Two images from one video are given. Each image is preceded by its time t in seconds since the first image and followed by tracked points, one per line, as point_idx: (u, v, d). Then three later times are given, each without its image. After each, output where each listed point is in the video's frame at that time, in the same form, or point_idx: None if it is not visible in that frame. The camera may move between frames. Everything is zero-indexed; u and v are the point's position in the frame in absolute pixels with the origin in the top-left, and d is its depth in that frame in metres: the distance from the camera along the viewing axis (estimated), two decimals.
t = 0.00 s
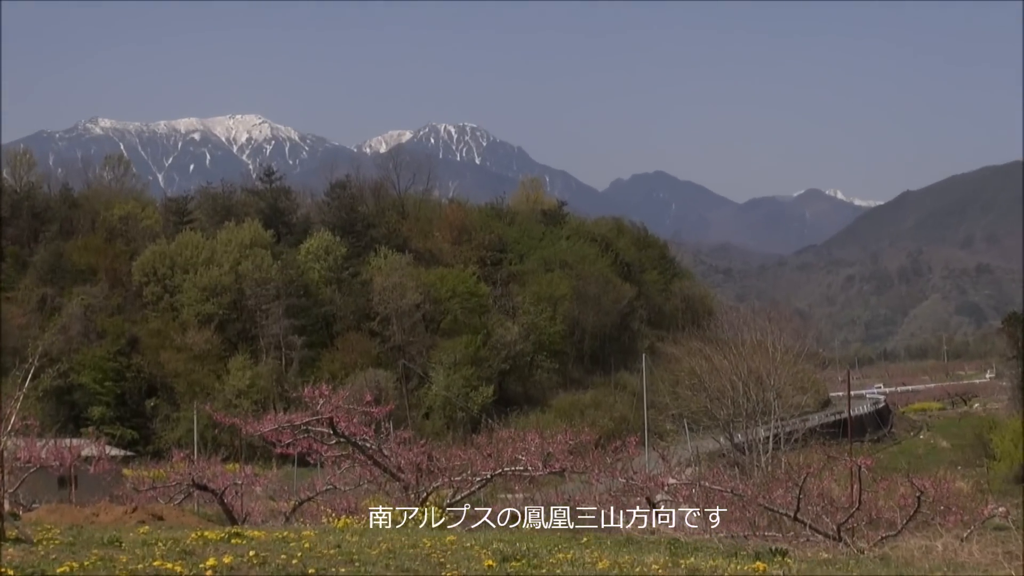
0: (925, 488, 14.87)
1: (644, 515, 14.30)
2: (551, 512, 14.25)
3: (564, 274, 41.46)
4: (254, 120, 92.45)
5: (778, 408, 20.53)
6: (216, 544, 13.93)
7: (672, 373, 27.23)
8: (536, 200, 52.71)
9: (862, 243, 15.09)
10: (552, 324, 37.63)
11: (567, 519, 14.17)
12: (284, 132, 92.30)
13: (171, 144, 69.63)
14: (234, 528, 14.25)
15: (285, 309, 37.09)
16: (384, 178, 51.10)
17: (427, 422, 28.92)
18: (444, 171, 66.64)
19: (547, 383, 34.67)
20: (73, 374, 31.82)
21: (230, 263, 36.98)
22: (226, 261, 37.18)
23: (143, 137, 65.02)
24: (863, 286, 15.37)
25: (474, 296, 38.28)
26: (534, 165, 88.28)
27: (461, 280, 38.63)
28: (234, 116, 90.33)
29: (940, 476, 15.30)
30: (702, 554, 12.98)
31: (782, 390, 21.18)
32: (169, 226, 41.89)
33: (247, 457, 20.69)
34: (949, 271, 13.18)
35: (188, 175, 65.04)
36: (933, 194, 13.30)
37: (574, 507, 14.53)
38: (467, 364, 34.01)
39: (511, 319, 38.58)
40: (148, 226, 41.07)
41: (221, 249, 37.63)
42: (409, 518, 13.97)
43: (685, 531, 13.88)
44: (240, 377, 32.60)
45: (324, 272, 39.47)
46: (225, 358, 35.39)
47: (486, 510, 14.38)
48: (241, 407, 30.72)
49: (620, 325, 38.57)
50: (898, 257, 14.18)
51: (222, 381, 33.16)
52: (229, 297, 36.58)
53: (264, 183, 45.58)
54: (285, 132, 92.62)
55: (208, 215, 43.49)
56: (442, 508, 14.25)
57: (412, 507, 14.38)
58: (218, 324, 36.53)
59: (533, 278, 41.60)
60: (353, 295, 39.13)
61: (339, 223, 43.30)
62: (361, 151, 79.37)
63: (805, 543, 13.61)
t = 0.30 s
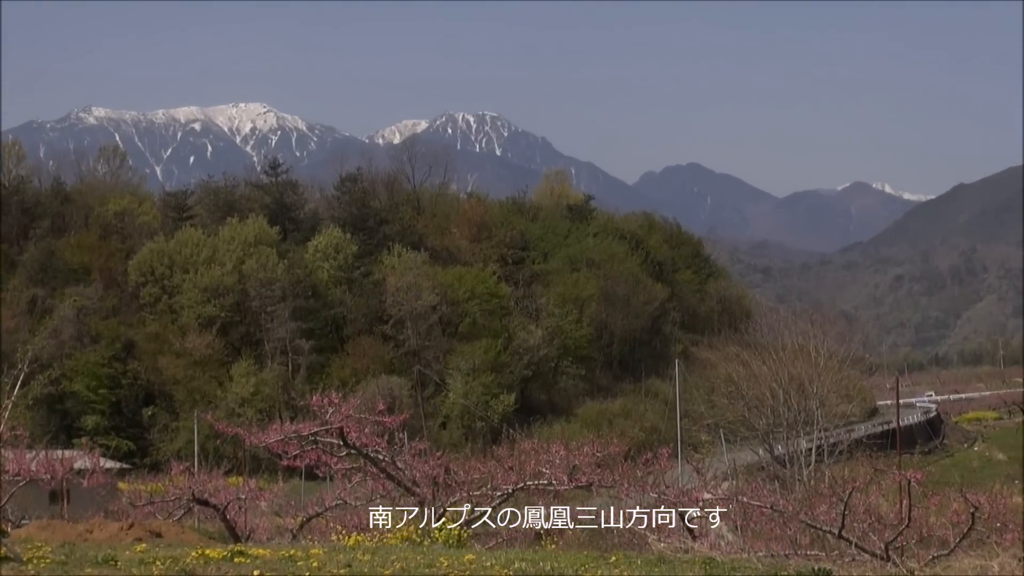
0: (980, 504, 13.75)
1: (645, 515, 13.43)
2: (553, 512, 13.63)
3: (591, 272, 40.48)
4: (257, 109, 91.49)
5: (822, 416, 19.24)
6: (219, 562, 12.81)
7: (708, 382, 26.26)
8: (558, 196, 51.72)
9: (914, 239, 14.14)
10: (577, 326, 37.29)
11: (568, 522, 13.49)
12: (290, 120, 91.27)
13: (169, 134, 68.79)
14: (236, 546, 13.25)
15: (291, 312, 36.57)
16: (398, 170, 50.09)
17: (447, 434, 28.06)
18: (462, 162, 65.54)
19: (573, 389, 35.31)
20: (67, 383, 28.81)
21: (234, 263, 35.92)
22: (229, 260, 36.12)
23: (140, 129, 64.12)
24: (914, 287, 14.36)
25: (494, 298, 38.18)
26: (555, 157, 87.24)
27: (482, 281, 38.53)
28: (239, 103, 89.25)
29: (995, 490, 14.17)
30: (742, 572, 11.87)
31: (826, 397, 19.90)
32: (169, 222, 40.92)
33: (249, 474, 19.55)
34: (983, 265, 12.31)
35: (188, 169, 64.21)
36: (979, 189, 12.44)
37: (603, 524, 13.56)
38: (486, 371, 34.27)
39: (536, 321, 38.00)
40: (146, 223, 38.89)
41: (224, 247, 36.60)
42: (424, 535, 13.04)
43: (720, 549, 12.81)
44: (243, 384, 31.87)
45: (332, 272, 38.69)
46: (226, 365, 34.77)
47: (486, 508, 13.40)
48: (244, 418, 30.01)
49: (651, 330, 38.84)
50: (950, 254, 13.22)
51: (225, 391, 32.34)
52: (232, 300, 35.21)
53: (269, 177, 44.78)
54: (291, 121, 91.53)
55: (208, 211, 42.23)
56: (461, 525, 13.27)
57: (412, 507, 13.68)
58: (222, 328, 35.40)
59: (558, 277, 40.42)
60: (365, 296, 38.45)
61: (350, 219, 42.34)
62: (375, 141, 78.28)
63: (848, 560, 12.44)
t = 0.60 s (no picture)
0: None
1: (645, 515, 13.04)
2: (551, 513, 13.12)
3: (618, 270, 39.95)
4: (271, 101, 90.96)
5: (858, 422, 18.52)
6: (231, 571, 12.27)
7: (740, 384, 25.77)
8: (583, 190, 51.16)
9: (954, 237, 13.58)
10: (607, 329, 36.47)
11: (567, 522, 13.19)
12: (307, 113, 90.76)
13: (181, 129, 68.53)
14: (250, 555, 12.69)
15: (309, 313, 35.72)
16: (417, 166, 49.54)
17: (469, 438, 27.52)
18: (483, 157, 65.00)
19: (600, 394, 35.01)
20: (76, 385, 30.51)
21: (247, 262, 35.67)
22: (243, 259, 35.87)
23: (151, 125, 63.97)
24: (954, 286, 13.86)
25: (518, 297, 37.13)
26: (580, 153, 86.57)
27: (505, 279, 37.45)
28: (253, 96, 88.77)
29: None
30: None
31: (862, 402, 19.19)
32: (181, 219, 40.70)
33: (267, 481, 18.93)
34: (1009, 267, 11.98)
35: (202, 163, 63.92)
36: (1018, 182, 11.85)
37: (629, 532, 13.03)
38: (509, 374, 32.98)
39: (561, 321, 37.21)
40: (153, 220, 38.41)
41: (237, 245, 36.22)
42: (444, 547, 12.64)
43: (751, 560, 12.18)
44: (257, 387, 31.26)
45: (352, 271, 38.16)
46: (239, 367, 34.21)
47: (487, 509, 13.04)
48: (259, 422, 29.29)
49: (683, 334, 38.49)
50: (993, 253, 12.59)
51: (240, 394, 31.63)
52: (245, 301, 35.17)
53: (282, 171, 44.48)
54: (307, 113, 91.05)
55: (221, 208, 42.22)
56: (482, 536, 12.79)
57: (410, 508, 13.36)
58: (234, 329, 35.31)
59: (582, 277, 39.62)
60: (385, 297, 37.49)
61: (367, 216, 41.79)
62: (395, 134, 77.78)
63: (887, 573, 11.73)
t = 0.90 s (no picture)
0: None
1: (646, 515, 13.25)
2: (552, 513, 13.09)
3: (644, 270, 39.91)
4: (297, 102, 91.35)
5: (885, 420, 18.47)
6: (256, 570, 12.21)
7: (765, 383, 25.78)
8: (609, 190, 51.09)
9: (979, 235, 13.48)
10: (632, 328, 36.40)
11: (569, 521, 13.24)
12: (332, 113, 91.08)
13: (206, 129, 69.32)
14: (276, 555, 12.59)
15: (337, 314, 36.00)
16: (442, 166, 49.65)
17: (493, 436, 27.52)
18: (508, 156, 65.03)
19: (625, 393, 34.15)
20: (102, 386, 30.92)
21: (272, 262, 36.09)
22: (267, 258, 36.41)
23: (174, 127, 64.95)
24: (981, 284, 13.73)
25: (542, 297, 37.02)
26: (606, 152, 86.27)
27: (530, 279, 37.38)
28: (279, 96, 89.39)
29: None
30: None
31: (890, 401, 19.17)
32: (206, 221, 41.12)
33: (291, 481, 19.03)
34: None
35: (226, 163, 64.45)
36: None
37: (654, 531, 13.03)
38: (532, 374, 32.68)
39: (587, 321, 37.16)
40: (180, 220, 40.03)
41: (262, 245, 36.85)
42: (471, 547, 12.63)
43: (777, 560, 12.12)
44: (283, 387, 31.13)
45: (376, 270, 38.18)
46: (265, 367, 34.07)
47: (487, 509, 13.05)
48: (286, 421, 29.16)
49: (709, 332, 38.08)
50: (1018, 252, 12.47)
51: (265, 394, 31.59)
52: (271, 301, 35.45)
53: (308, 171, 44.67)
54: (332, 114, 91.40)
55: (247, 208, 42.49)
56: (507, 535, 12.79)
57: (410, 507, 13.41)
58: (260, 328, 35.35)
59: (608, 277, 39.49)
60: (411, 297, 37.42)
61: (392, 216, 41.85)
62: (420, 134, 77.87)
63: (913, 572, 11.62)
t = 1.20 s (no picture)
0: None
1: (645, 515, 13.41)
2: (553, 511, 12.97)
3: (671, 270, 39.83)
4: (323, 102, 91.68)
5: (913, 421, 19.06)
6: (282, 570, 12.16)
7: (792, 383, 25.81)
8: (636, 189, 50.95)
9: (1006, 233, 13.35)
10: (658, 328, 36.34)
11: (568, 520, 12.85)
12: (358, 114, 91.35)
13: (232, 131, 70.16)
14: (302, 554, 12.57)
15: (364, 312, 35.93)
16: (468, 166, 49.65)
17: (518, 435, 27.47)
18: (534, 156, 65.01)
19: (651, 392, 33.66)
20: (130, 386, 31.36)
21: (298, 262, 36.54)
22: (292, 258, 36.80)
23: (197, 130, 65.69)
24: (1009, 283, 13.57)
25: (569, 296, 36.82)
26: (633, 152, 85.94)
27: (556, 278, 37.21)
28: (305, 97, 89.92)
29: None
30: None
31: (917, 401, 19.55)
32: (232, 220, 41.41)
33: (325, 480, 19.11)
34: None
35: (251, 163, 64.96)
36: None
37: (682, 531, 13.00)
38: (559, 374, 32.14)
39: (613, 321, 37.11)
40: (206, 221, 40.43)
41: (288, 244, 37.37)
42: (497, 547, 12.61)
43: (805, 560, 12.04)
44: (310, 388, 31.05)
45: (402, 271, 38.16)
46: (292, 367, 34.12)
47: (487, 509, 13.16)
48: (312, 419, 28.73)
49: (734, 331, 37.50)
50: None
51: (291, 394, 31.61)
52: (297, 301, 35.70)
53: (335, 170, 44.76)
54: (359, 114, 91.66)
55: (273, 208, 42.62)
56: (535, 534, 12.79)
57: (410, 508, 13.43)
58: (286, 328, 35.58)
59: (634, 277, 39.48)
60: (436, 296, 37.02)
61: (419, 216, 41.83)
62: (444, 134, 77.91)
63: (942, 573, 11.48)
